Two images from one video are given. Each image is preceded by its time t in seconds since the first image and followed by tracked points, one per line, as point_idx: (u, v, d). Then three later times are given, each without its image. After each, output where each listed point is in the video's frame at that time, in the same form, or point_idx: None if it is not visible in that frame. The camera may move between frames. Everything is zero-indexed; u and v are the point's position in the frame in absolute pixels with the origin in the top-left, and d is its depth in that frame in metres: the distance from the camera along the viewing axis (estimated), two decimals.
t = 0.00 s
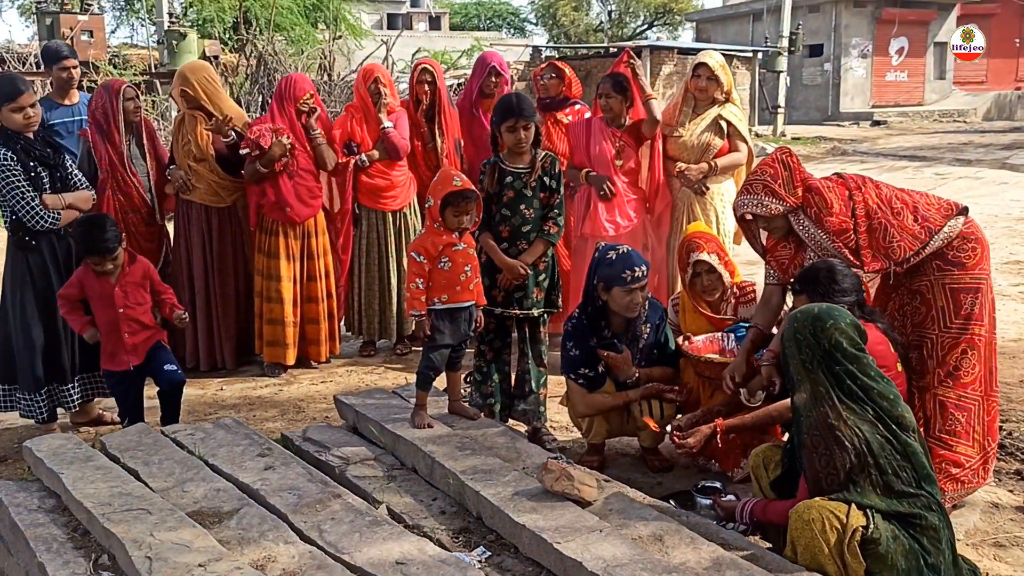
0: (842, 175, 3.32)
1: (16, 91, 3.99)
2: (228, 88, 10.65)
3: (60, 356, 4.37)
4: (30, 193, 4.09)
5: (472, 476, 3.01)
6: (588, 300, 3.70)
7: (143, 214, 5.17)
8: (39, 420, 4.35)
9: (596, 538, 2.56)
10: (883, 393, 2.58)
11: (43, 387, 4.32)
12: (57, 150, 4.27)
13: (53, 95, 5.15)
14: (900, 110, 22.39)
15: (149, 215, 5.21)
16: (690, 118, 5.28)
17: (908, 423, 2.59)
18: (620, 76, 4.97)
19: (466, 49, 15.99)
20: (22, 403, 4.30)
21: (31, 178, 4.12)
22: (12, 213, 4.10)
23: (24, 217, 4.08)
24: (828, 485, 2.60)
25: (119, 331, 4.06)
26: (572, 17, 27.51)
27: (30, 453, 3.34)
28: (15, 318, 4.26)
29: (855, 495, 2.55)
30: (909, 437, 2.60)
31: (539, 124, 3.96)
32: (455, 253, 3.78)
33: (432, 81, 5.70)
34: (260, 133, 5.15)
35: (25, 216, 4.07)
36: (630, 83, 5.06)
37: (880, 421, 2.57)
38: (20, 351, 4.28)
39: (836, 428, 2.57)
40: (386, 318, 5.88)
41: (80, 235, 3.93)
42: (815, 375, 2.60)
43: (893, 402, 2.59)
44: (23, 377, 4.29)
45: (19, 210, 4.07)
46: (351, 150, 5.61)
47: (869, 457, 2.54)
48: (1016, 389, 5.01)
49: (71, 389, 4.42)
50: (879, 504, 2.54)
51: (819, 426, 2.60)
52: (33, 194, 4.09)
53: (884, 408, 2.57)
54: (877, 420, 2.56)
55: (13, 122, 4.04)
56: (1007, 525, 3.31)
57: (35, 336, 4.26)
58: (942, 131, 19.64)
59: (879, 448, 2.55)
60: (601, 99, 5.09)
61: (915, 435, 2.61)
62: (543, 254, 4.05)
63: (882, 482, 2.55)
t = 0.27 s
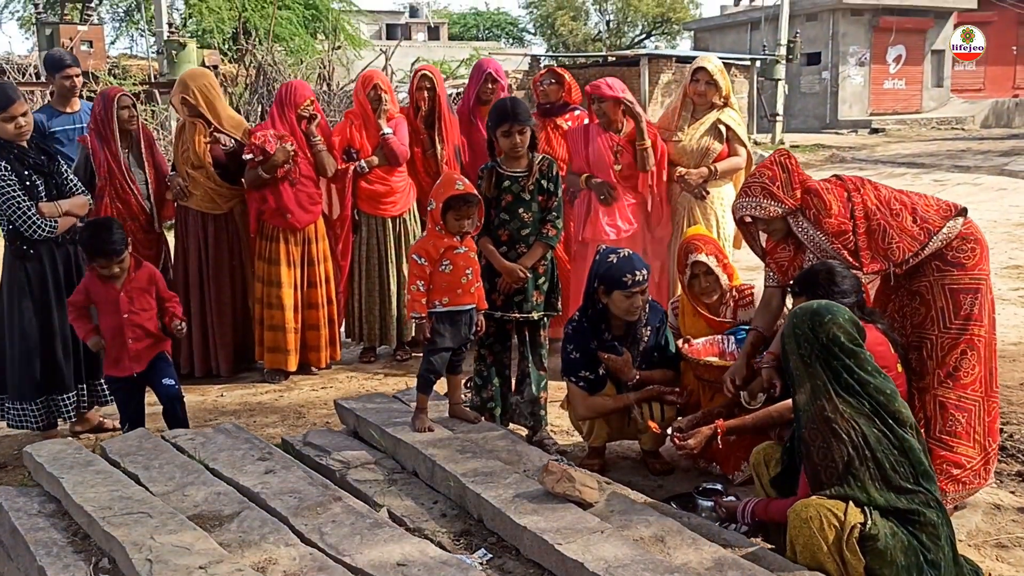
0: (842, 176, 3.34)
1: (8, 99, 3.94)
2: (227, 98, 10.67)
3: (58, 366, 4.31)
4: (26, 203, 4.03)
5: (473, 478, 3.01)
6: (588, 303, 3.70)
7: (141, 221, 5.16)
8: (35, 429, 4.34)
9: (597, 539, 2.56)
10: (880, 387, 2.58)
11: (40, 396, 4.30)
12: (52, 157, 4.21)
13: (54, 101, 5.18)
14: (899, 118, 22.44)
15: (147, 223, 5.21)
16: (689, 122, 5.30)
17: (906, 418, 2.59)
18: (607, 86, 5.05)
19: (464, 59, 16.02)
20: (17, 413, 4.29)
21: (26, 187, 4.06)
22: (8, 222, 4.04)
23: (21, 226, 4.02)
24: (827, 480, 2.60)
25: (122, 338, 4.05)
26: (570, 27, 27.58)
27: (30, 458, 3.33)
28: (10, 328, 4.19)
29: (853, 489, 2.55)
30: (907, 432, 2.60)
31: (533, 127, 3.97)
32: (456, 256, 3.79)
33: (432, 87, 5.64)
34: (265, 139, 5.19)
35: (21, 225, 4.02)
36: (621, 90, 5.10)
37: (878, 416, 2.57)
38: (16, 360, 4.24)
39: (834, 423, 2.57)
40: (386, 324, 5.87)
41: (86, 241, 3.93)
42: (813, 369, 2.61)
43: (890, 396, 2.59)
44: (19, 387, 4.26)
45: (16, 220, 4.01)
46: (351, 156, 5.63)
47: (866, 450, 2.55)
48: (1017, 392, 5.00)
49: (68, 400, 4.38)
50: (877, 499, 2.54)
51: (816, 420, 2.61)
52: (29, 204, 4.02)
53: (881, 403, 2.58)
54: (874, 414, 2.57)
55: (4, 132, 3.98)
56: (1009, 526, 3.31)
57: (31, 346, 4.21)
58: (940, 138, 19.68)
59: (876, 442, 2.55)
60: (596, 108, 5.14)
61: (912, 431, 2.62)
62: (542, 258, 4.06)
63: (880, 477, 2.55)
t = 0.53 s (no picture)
0: (840, 173, 3.33)
1: (5, 99, 3.91)
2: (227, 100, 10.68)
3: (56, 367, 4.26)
4: (25, 203, 3.99)
5: (474, 475, 3.01)
6: (588, 300, 3.71)
7: (138, 221, 5.14)
8: (30, 430, 4.28)
9: (599, 534, 2.56)
10: (881, 380, 2.59)
11: (37, 397, 4.24)
12: (49, 156, 4.18)
13: (57, 102, 5.25)
14: (898, 120, 22.45)
15: (145, 223, 5.18)
16: (689, 121, 5.29)
17: (905, 411, 2.60)
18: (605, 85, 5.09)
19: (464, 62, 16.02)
20: (11, 415, 4.21)
21: (24, 187, 4.02)
22: (6, 222, 4.01)
23: (20, 226, 3.99)
24: (829, 472, 2.60)
25: (123, 337, 4.03)
26: (570, 29, 27.59)
27: (32, 455, 3.33)
28: (6, 328, 4.13)
29: (852, 481, 2.56)
30: (907, 425, 2.61)
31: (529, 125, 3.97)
32: (457, 253, 3.79)
33: (432, 87, 5.64)
34: (269, 139, 5.18)
35: (20, 224, 3.98)
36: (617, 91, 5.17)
37: (878, 408, 2.58)
38: (11, 361, 4.17)
39: (835, 415, 2.57)
40: (387, 323, 5.86)
41: (92, 235, 3.92)
42: (813, 362, 2.62)
43: (891, 389, 2.60)
44: (14, 388, 4.19)
45: (15, 220, 3.98)
46: (351, 156, 5.62)
47: (866, 442, 2.56)
48: (1018, 390, 5.00)
49: (66, 401, 4.33)
50: (877, 491, 2.55)
51: (816, 413, 2.61)
52: (27, 203, 3.98)
53: (881, 395, 2.58)
54: (874, 406, 2.57)
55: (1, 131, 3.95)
56: (1011, 522, 3.31)
57: (30, 347, 4.16)
58: (940, 139, 19.69)
59: (876, 435, 2.56)
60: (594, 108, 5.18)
61: (912, 424, 2.62)
62: (542, 255, 4.07)
63: (879, 469, 2.56)
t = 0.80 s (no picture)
0: (838, 166, 3.33)
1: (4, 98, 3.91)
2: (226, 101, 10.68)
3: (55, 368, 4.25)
4: (23, 202, 3.98)
5: (476, 471, 3.01)
6: (589, 297, 3.71)
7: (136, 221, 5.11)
8: (29, 430, 4.25)
9: (601, 529, 2.56)
10: (882, 374, 2.59)
11: (36, 397, 4.23)
12: (48, 155, 4.17)
13: (58, 103, 5.29)
14: (898, 118, 22.44)
15: (144, 223, 5.16)
16: (689, 118, 5.29)
17: (907, 405, 2.60)
18: (605, 82, 5.23)
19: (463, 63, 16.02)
20: (9, 416, 4.18)
21: (22, 187, 4.02)
22: (5, 221, 4.00)
23: (18, 225, 3.98)
24: (830, 466, 2.60)
25: (123, 336, 4.03)
26: (569, 29, 27.56)
27: (33, 454, 3.33)
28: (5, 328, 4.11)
29: (853, 475, 2.56)
30: (908, 419, 2.61)
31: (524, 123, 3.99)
32: (457, 250, 3.79)
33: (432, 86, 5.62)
34: (269, 138, 5.19)
35: (18, 224, 3.97)
36: (614, 87, 5.26)
37: (879, 402, 2.58)
38: (9, 362, 4.15)
39: (836, 410, 2.57)
40: (387, 322, 5.86)
41: (95, 230, 3.94)
42: (814, 356, 2.61)
43: (892, 382, 2.60)
44: (12, 389, 4.17)
45: (13, 219, 3.97)
46: (351, 155, 5.61)
47: (867, 436, 2.55)
48: (1020, 386, 5.00)
49: (65, 401, 4.31)
50: (878, 485, 2.55)
51: (818, 407, 2.61)
52: (25, 203, 3.98)
53: (883, 389, 2.58)
54: (875, 400, 2.57)
55: None
56: (1013, 515, 3.31)
57: (27, 348, 4.14)
58: (939, 137, 19.68)
59: (877, 429, 2.56)
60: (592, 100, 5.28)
61: (913, 418, 2.62)
62: (541, 252, 4.08)
63: (881, 463, 2.56)
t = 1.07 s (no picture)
0: (838, 154, 3.34)
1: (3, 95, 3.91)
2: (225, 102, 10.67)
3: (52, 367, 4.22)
4: (21, 201, 3.96)
5: (477, 467, 3.00)
6: (589, 293, 3.71)
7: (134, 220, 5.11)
8: (25, 430, 4.23)
9: (601, 523, 2.56)
10: (882, 366, 2.59)
11: (32, 397, 4.20)
12: (47, 154, 4.16)
13: (59, 102, 5.32)
14: (897, 116, 22.43)
15: (144, 223, 5.17)
16: (689, 115, 5.29)
17: (907, 397, 2.61)
18: (607, 78, 5.23)
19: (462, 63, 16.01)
20: (5, 415, 4.16)
21: (21, 185, 4.00)
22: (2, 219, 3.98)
23: (14, 223, 3.96)
24: (831, 459, 2.60)
25: (117, 333, 4.03)
26: (567, 29, 27.55)
27: (33, 452, 3.33)
28: (3, 327, 4.10)
29: (854, 468, 2.57)
30: (907, 411, 2.61)
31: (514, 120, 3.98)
32: (456, 248, 3.78)
33: (432, 84, 5.59)
34: (265, 137, 5.20)
35: (16, 222, 3.95)
36: (615, 83, 5.27)
37: (879, 394, 2.58)
38: (5, 361, 4.13)
39: (836, 402, 2.57)
40: (387, 321, 5.86)
41: (93, 229, 3.92)
42: (814, 348, 2.61)
43: (891, 375, 2.60)
44: (8, 388, 4.14)
45: (10, 217, 3.94)
46: (351, 153, 5.60)
47: (867, 428, 2.56)
48: (1020, 381, 5.00)
49: (62, 400, 4.28)
50: (879, 478, 2.56)
51: (818, 399, 2.61)
52: (23, 201, 3.95)
53: (883, 381, 2.58)
54: (875, 392, 2.57)
55: None
56: (1014, 509, 3.31)
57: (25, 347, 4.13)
58: (939, 136, 19.67)
59: (877, 421, 2.56)
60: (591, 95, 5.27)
61: (913, 411, 2.63)
62: (536, 247, 4.05)
63: (881, 455, 2.57)
